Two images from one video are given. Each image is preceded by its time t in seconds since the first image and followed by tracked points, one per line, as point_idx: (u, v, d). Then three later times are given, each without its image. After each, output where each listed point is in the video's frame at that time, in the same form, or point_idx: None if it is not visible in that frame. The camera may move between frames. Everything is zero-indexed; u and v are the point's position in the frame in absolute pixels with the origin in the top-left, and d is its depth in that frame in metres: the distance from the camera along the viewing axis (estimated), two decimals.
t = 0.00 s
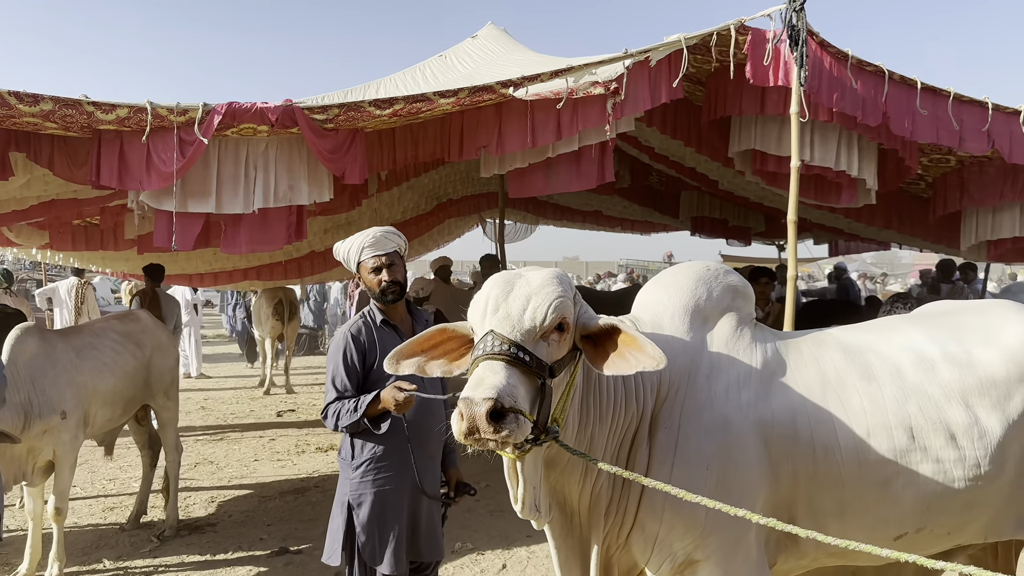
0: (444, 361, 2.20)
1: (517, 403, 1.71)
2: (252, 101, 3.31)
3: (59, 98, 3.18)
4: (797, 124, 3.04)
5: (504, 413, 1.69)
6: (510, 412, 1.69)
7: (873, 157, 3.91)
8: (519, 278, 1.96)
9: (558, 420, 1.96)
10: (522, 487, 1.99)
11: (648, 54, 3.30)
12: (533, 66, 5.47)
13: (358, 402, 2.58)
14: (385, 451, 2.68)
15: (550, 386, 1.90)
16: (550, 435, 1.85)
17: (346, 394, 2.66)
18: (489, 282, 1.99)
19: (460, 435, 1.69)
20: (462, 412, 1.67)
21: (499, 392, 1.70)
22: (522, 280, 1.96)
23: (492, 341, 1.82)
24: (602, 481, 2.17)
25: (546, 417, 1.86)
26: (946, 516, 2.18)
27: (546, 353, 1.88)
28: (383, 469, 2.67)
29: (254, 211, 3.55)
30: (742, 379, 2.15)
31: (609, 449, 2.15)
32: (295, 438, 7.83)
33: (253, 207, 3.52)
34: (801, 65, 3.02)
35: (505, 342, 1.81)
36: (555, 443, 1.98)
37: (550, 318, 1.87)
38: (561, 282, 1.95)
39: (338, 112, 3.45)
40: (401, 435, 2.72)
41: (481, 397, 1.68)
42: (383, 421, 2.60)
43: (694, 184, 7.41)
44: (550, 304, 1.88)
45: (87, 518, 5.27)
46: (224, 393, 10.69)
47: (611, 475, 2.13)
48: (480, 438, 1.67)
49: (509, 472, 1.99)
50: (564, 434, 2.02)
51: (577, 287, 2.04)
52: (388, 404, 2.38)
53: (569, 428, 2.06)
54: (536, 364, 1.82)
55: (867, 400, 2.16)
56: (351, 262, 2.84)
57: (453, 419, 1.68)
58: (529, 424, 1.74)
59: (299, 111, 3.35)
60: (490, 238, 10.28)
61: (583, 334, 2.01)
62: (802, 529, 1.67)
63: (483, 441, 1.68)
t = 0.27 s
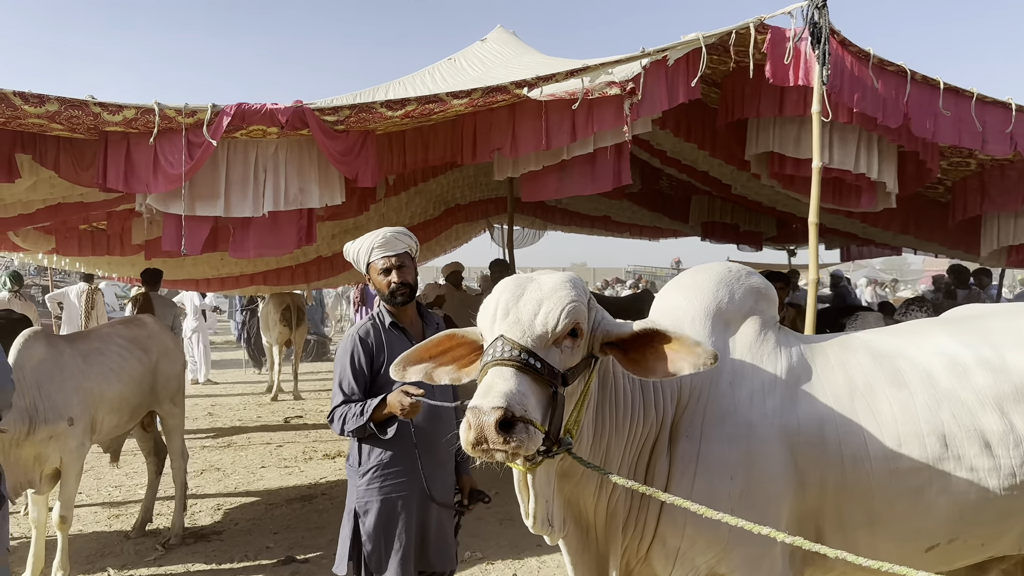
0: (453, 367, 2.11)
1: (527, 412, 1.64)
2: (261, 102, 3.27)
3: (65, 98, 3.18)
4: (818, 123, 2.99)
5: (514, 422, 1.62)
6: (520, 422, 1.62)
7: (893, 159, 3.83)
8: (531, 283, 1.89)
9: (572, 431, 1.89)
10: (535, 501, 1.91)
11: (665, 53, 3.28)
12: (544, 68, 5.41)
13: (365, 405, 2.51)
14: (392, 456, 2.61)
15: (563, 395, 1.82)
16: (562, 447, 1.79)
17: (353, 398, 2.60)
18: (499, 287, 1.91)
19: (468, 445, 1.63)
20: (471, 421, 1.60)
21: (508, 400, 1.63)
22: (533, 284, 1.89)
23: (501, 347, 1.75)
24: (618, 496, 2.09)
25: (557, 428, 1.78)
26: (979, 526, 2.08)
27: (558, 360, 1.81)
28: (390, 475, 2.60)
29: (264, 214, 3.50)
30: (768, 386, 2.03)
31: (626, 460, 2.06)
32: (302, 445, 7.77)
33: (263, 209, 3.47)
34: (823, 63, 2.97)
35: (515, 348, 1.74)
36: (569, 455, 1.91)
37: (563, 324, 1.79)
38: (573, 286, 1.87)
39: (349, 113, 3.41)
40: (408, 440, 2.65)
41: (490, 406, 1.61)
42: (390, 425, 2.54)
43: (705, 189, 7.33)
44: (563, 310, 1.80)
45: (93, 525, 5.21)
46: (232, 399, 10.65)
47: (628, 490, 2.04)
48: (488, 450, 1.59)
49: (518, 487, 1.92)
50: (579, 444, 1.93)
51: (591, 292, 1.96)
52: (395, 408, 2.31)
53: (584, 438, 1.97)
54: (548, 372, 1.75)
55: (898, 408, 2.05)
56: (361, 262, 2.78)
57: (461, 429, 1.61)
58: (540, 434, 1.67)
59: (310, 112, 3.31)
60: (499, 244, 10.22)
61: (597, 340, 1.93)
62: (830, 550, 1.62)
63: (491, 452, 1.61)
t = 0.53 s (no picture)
0: (463, 368, 2.02)
1: (543, 417, 1.53)
2: (265, 102, 3.21)
3: (63, 97, 3.08)
4: (834, 124, 2.94)
5: (528, 427, 1.51)
6: (535, 427, 1.51)
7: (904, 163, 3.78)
8: (546, 283, 1.79)
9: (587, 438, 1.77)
10: (547, 511, 1.78)
11: (677, 52, 3.24)
12: (548, 69, 5.35)
13: (369, 407, 2.45)
14: (397, 460, 2.54)
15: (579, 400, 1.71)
16: (578, 454, 1.67)
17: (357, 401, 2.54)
18: (511, 287, 1.81)
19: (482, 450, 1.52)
20: (484, 425, 1.50)
21: (523, 403, 1.52)
22: (548, 284, 1.78)
23: (515, 349, 1.64)
24: (632, 504, 1.98)
25: (573, 433, 1.67)
26: (1009, 545, 1.94)
27: (574, 363, 1.68)
28: (394, 479, 2.53)
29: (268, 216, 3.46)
30: (789, 392, 1.95)
31: (642, 469, 1.96)
32: (301, 449, 7.68)
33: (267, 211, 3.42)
34: (839, 64, 2.91)
35: (530, 349, 1.63)
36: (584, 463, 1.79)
37: (579, 325, 1.68)
38: (590, 286, 1.77)
39: (354, 114, 3.35)
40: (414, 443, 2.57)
41: (503, 410, 1.50)
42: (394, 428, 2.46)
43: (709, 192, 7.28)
44: (579, 310, 1.70)
45: (87, 531, 5.12)
46: (229, 402, 10.55)
47: (644, 499, 1.93)
48: (501, 456, 1.49)
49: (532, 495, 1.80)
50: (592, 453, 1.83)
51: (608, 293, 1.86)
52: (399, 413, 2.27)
53: (597, 445, 1.87)
54: (564, 375, 1.63)
55: (921, 417, 1.95)
56: (369, 262, 2.73)
57: (473, 434, 1.51)
58: (556, 441, 1.56)
59: (315, 112, 3.27)
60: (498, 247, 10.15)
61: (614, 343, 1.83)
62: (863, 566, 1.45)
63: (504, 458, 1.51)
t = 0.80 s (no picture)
0: (481, 368, 1.97)
1: (572, 418, 1.46)
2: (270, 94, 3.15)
3: (62, 87, 3.01)
4: (850, 120, 2.90)
5: (558, 429, 1.44)
6: (564, 429, 1.44)
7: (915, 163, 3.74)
8: (570, 278, 1.72)
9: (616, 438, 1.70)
10: (572, 517, 1.70)
11: (691, 47, 3.20)
12: (551, 64, 5.28)
13: (379, 405, 2.39)
14: (403, 459, 2.47)
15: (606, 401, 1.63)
16: (608, 457, 1.59)
17: (367, 396, 2.49)
18: (533, 282, 1.74)
19: (508, 452, 1.44)
20: (511, 426, 1.42)
21: (552, 404, 1.45)
22: (572, 280, 1.72)
23: (542, 346, 1.57)
24: (656, 508, 1.90)
25: (602, 435, 1.59)
26: None
27: (602, 361, 1.63)
28: (398, 478, 2.46)
29: (271, 211, 3.39)
30: (815, 394, 1.88)
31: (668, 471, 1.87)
32: (295, 449, 7.57)
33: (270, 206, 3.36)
34: (856, 59, 2.87)
35: (557, 347, 1.56)
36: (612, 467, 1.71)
37: (607, 322, 1.62)
38: (617, 282, 1.71)
39: (361, 107, 3.33)
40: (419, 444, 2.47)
41: (531, 410, 1.42)
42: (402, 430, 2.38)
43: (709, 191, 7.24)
44: (606, 307, 1.64)
45: (79, 533, 5.01)
46: (222, 401, 10.41)
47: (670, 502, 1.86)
48: (529, 458, 1.42)
49: (556, 498, 1.71)
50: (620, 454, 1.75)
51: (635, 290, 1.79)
52: (405, 418, 2.23)
53: (625, 446, 1.78)
54: (592, 374, 1.56)
55: (952, 421, 1.89)
56: (386, 257, 2.66)
57: (499, 435, 1.43)
58: (585, 443, 1.48)
59: (320, 104, 3.23)
60: (495, 245, 10.08)
61: (643, 341, 1.75)
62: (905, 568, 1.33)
63: (532, 460, 1.43)
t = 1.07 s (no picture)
0: (516, 382, 1.96)
1: (626, 441, 1.38)
2: (279, 90, 3.19)
3: (60, 77, 3.02)
4: (876, 119, 2.81)
5: (612, 453, 1.35)
6: (619, 453, 1.35)
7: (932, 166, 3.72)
8: (613, 286, 1.62)
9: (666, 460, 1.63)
10: (619, 542, 1.61)
11: (712, 43, 3.16)
12: (556, 61, 5.18)
13: (391, 410, 2.30)
14: (410, 469, 2.38)
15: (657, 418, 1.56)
16: (660, 480, 1.53)
17: (379, 400, 2.43)
18: (572, 288, 1.65)
19: (559, 476, 1.35)
20: (563, 449, 1.33)
21: (605, 427, 1.36)
22: (615, 287, 1.63)
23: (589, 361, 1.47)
24: (699, 531, 1.83)
25: (654, 458, 1.52)
26: None
27: (651, 375, 1.55)
28: (403, 487, 2.38)
29: (277, 209, 3.43)
30: (864, 407, 1.84)
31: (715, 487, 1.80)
32: (288, 452, 7.41)
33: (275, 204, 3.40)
34: (884, 58, 2.81)
35: (608, 362, 1.47)
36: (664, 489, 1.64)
37: (657, 335, 1.54)
38: (662, 289, 1.62)
39: (372, 102, 3.40)
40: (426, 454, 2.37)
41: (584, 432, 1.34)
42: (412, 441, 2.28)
43: (710, 192, 7.20)
44: (656, 319, 1.55)
45: (67, 539, 4.84)
46: (211, 402, 10.22)
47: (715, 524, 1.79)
48: (580, 483, 1.34)
49: (602, 521, 1.64)
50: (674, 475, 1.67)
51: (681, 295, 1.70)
52: (415, 430, 2.15)
53: (674, 466, 1.70)
54: (643, 390, 1.48)
55: (1007, 436, 1.84)
56: (408, 258, 2.54)
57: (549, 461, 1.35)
58: (639, 466, 1.40)
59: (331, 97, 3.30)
60: (490, 245, 9.96)
61: (696, 352, 1.67)
62: None
63: (584, 487, 1.35)
